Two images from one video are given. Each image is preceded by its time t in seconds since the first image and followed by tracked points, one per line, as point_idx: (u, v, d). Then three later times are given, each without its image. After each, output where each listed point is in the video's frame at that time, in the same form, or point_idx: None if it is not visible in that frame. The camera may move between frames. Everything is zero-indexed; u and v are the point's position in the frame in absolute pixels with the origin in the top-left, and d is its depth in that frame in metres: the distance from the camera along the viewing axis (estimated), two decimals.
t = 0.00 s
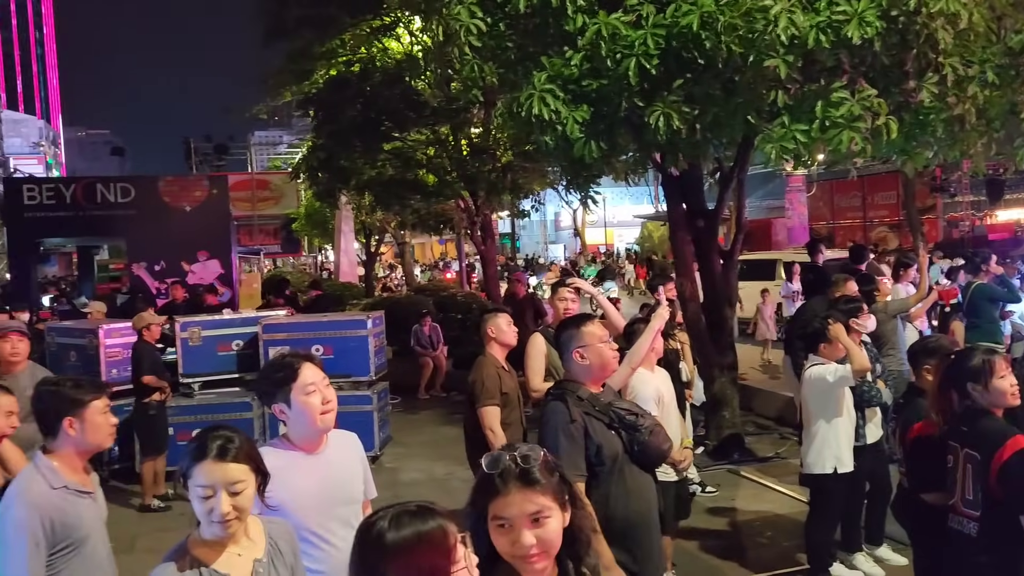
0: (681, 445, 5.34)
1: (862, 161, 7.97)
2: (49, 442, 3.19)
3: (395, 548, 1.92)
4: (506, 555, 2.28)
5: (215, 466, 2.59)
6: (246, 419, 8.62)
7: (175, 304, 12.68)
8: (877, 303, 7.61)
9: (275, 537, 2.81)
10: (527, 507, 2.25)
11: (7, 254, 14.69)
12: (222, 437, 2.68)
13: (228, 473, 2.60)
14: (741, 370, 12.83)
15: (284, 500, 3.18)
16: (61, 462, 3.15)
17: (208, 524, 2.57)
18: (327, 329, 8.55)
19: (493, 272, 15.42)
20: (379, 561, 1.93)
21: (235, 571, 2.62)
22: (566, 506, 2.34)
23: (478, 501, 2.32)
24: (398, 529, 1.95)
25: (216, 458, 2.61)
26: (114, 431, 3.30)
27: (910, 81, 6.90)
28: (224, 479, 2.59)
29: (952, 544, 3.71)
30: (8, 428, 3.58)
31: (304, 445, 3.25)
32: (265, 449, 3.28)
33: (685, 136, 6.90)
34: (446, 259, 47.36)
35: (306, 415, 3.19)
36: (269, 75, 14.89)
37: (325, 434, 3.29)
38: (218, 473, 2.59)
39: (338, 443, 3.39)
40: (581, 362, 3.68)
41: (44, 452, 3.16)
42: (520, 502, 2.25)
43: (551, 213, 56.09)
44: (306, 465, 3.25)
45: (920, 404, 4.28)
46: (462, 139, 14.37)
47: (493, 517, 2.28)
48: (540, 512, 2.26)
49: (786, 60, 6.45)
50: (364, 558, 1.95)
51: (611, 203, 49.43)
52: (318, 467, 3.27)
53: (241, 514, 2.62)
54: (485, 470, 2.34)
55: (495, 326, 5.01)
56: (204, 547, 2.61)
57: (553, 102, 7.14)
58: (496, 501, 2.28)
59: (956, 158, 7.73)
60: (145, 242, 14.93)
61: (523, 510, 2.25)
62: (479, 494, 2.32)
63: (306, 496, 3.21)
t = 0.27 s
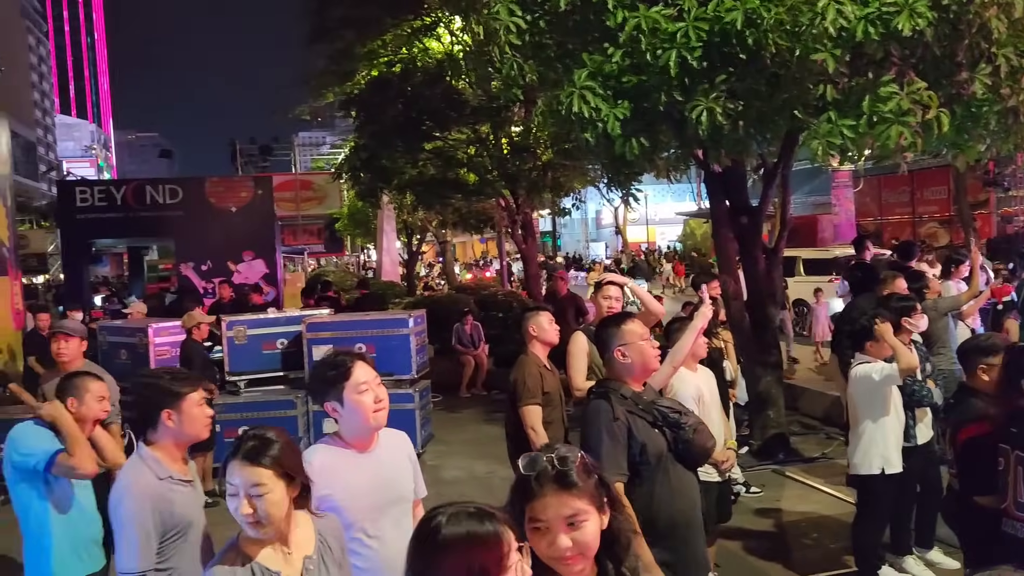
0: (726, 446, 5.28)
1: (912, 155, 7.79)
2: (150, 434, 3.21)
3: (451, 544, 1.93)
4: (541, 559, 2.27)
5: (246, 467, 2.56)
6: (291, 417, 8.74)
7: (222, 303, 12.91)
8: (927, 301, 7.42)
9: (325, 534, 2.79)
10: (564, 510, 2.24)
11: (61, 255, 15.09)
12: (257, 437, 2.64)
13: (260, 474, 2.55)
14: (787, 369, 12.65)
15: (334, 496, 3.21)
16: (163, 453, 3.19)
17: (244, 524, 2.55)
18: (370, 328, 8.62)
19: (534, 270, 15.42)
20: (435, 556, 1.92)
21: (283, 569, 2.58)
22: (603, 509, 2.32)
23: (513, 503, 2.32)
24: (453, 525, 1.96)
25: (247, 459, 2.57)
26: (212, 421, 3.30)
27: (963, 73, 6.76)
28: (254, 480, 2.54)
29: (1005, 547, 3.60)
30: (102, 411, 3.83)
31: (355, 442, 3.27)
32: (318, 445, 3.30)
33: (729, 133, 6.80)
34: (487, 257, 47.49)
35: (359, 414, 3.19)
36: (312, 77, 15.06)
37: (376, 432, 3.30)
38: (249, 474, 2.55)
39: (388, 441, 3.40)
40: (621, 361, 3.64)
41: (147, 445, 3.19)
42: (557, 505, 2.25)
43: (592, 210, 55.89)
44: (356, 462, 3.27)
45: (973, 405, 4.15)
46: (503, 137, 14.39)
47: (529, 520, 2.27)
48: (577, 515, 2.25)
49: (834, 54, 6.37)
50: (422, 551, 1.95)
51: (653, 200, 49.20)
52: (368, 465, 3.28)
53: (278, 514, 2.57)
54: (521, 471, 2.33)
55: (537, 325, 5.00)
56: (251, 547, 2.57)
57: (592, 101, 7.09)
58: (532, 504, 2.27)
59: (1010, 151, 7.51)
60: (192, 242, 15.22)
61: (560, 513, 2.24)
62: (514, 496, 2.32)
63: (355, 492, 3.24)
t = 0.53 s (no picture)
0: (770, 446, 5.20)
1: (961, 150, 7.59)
2: (243, 422, 3.33)
3: (516, 549, 1.81)
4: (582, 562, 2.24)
5: (290, 453, 2.49)
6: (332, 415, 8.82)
7: (265, 302, 13.08)
8: (978, 299, 7.22)
9: (381, 528, 2.59)
10: (607, 515, 2.22)
11: (109, 255, 15.42)
12: (306, 426, 2.58)
13: (302, 460, 2.47)
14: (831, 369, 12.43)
15: (393, 493, 3.16)
16: (254, 440, 3.28)
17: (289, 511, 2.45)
18: (410, 327, 8.64)
19: (573, 268, 15.39)
20: (497, 561, 1.82)
21: (331, 561, 2.44)
22: (644, 513, 2.30)
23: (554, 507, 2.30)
24: (526, 529, 1.85)
25: (291, 447, 2.50)
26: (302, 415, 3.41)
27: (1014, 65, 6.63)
28: (297, 466, 2.46)
29: None
30: (173, 394, 3.92)
31: (415, 440, 3.23)
32: (379, 443, 3.28)
33: (768, 125, 6.72)
34: (527, 257, 47.55)
35: (419, 412, 3.17)
36: (352, 78, 15.19)
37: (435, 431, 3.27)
38: (293, 460, 2.48)
39: (450, 441, 3.36)
40: (661, 360, 3.61)
41: (240, 432, 3.30)
42: (599, 509, 2.22)
43: (633, 209, 55.74)
44: (416, 460, 3.22)
45: None
46: (542, 136, 14.38)
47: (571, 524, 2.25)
48: (620, 520, 2.22)
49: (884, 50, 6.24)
50: (484, 555, 1.84)
51: (693, 199, 48.83)
52: (427, 463, 3.23)
53: (322, 502, 2.46)
54: (563, 474, 2.32)
55: (578, 324, 4.99)
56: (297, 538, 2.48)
57: (633, 100, 6.96)
58: (574, 508, 2.24)
59: None
60: (235, 242, 15.45)
61: (603, 518, 2.22)
62: (554, 499, 2.30)
63: (415, 491, 3.18)
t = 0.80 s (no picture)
0: (814, 446, 5.14)
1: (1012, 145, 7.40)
2: (341, 411, 3.62)
3: (582, 553, 1.74)
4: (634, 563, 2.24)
5: (352, 441, 2.53)
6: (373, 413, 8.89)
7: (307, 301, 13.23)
8: None
9: (439, 522, 2.60)
10: (661, 517, 2.21)
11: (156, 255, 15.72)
12: (371, 416, 2.60)
13: (366, 448, 2.51)
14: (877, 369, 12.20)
15: (454, 489, 3.18)
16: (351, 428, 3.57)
17: (350, 497, 2.51)
18: (450, 326, 8.69)
19: (613, 267, 15.33)
20: (560, 564, 1.76)
21: (390, 550, 2.50)
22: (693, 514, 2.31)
23: (606, 508, 2.27)
24: (590, 535, 1.78)
25: (354, 436, 2.53)
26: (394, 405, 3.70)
27: None
28: (361, 453, 2.50)
29: None
30: (249, 390, 4.19)
31: (477, 437, 3.24)
32: (442, 439, 3.31)
33: (810, 120, 6.65)
34: (565, 256, 47.50)
35: (480, 411, 3.18)
36: (393, 78, 15.29)
37: (497, 429, 3.26)
38: (357, 448, 2.52)
39: (514, 440, 3.33)
40: (699, 360, 3.58)
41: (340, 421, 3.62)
42: (654, 511, 2.21)
43: (672, 207, 55.32)
44: (477, 458, 3.23)
45: None
46: (581, 134, 14.34)
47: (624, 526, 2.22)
48: (673, 522, 2.22)
49: (931, 42, 6.15)
50: (549, 560, 1.77)
51: (734, 197, 48.31)
52: (489, 461, 3.23)
53: (383, 491, 2.49)
54: (614, 475, 2.29)
55: (617, 323, 4.93)
56: (360, 524, 2.53)
57: (674, 96, 6.93)
58: (630, 509, 2.22)
59: None
60: (278, 242, 15.68)
61: (657, 520, 2.21)
62: (607, 501, 2.28)
63: (475, 488, 3.18)
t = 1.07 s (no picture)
0: (857, 446, 5.06)
1: None
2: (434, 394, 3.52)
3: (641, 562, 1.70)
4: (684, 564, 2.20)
5: (415, 431, 2.56)
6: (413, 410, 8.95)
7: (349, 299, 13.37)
8: None
9: (495, 517, 2.63)
10: (714, 516, 2.18)
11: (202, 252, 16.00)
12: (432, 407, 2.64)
13: (429, 438, 2.53)
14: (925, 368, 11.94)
15: (505, 485, 3.18)
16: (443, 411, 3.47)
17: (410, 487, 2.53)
18: (490, 322, 8.73)
19: (653, 264, 15.23)
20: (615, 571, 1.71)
21: (447, 541, 2.52)
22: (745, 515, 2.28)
23: (657, 507, 2.25)
24: (647, 544, 1.73)
25: (417, 425, 2.56)
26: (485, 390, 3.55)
27: None
28: (424, 444, 2.53)
29: None
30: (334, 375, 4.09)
31: (528, 434, 3.24)
32: (493, 435, 3.32)
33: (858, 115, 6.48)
34: (605, 252, 47.31)
35: (530, 406, 3.19)
36: (433, 77, 15.35)
37: (549, 425, 3.25)
38: (419, 438, 2.54)
39: (569, 436, 3.31)
40: (741, 359, 3.54)
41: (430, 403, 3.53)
42: (706, 510, 2.18)
43: (714, 203, 54.74)
44: (528, 455, 3.22)
45: None
46: (621, 131, 14.26)
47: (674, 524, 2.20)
48: (726, 523, 2.18)
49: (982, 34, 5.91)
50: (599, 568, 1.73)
51: (777, 192, 47.64)
52: (539, 458, 3.22)
53: (444, 482, 2.51)
54: (666, 473, 2.27)
55: (660, 320, 4.88)
56: (420, 513, 2.54)
57: (716, 91, 6.84)
58: (682, 508, 2.19)
59: None
60: (320, 240, 15.86)
61: (710, 519, 2.17)
62: (660, 498, 2.25)
63: (525, 485, 3.18)
